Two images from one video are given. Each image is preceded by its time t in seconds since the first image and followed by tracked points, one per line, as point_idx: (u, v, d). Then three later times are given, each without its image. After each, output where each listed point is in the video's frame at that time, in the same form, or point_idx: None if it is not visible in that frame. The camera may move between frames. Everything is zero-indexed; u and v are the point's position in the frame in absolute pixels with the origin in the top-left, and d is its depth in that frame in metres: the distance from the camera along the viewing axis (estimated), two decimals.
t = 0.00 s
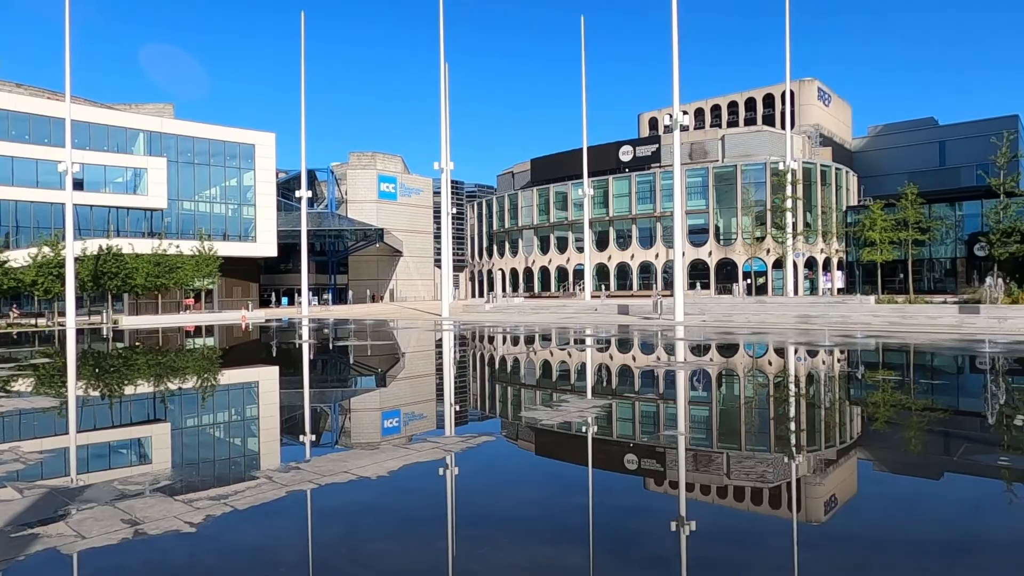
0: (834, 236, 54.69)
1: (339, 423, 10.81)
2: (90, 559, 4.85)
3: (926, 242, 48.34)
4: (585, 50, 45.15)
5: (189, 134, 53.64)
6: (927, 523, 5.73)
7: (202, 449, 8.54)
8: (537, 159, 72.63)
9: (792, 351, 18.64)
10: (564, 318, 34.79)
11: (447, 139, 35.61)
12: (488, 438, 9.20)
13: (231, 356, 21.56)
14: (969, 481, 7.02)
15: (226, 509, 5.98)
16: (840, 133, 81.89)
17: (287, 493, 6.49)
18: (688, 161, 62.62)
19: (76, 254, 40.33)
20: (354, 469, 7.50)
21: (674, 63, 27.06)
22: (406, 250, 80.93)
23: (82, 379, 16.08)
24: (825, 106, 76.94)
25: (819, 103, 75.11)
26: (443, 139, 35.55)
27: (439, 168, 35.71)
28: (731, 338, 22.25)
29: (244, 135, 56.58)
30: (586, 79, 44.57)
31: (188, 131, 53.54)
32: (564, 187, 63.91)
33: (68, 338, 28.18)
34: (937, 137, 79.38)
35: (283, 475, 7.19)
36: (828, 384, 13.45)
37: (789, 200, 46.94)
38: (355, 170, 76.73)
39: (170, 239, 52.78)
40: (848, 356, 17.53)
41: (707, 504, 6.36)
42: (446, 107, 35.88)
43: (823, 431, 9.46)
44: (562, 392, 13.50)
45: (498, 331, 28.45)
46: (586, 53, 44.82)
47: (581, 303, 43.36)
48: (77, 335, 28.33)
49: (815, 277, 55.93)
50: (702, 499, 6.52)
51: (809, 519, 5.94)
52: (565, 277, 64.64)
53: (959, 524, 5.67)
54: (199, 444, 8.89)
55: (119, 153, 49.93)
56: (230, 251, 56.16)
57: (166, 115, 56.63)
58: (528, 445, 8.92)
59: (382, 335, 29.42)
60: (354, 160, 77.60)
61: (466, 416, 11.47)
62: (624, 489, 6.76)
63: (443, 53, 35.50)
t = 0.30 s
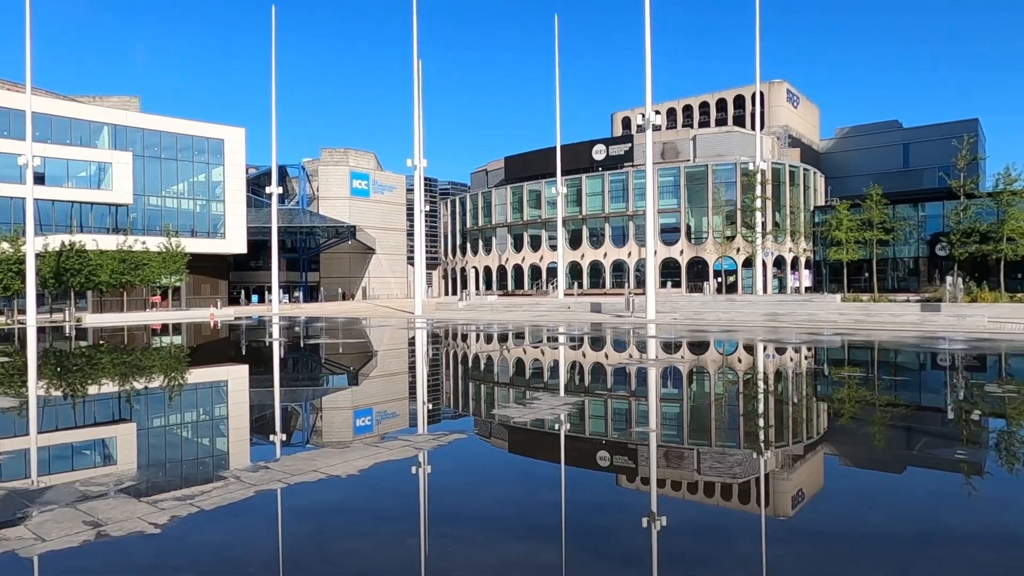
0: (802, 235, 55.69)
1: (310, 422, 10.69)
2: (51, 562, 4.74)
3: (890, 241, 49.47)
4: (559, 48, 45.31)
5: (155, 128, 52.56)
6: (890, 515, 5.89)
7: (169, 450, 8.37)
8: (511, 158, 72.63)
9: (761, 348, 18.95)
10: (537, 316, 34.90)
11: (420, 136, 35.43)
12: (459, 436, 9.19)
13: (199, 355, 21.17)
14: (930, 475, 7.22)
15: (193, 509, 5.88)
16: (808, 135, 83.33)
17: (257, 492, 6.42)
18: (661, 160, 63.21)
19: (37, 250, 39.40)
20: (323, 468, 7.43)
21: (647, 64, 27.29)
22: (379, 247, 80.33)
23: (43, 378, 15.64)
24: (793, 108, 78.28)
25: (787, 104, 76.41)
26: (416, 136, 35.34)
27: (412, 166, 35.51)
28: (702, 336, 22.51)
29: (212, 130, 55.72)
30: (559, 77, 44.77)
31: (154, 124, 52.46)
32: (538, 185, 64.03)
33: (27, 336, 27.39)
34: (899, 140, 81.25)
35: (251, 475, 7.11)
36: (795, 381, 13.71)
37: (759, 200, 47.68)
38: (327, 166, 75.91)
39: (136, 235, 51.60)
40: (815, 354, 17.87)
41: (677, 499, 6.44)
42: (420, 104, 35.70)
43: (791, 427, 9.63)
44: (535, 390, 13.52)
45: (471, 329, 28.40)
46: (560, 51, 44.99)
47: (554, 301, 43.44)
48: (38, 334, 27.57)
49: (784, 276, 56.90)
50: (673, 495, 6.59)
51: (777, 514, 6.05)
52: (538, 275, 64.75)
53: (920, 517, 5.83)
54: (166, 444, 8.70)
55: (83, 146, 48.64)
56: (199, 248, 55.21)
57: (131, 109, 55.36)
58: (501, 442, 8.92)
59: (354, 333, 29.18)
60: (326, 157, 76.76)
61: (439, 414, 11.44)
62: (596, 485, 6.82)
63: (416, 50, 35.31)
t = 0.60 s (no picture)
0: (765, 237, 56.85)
1: (275, 425, 10.53)
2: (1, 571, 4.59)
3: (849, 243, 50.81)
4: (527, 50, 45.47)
5: (115, 124, 51.20)
6: (848, 509, 6.06)
7: (129, 455, 8.16)
8: (479, 158, 72.57)
9: (726, 348, 19.27)
10: (505, 317, 34.94)
11: (388, 136, 35.20)
12: (426, 437, 9.16)
13: (160, 357, 20.72)
14: (887, 471, 7.44)
15: (150, 514, 5.76)
16: (771, 138, 85.00)
17: (219, 496, 6.30)
18: (628, 162, 63.81)
19: None
20: (287, 471, 7.33)
21: (614, 66, 27.55)
22: (346, 247, 79.50)
23: None
24: (757, 112, 79.80)
25: (751, 109, 77.87)
26: (384, 135, 35.09)
27: (379, 165, 35.25)
28: (668, 336, 22.79)
29: (174, 126, 54.53)
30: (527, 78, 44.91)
31: (114, 120, 51.09)
32: (506, 186, 64.11)
33: None
34: (857, 145, 83.33)
35: (212, 479, 6.97)
36: (759, 380, 13.98)
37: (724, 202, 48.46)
38: (293, 165, 74.85)
39: (94, 234, 50.10)
40: (778, 353, 18.24)
41: (644, 498, 6.51)
42: (388, 103, 35.47)
43: (754, 425, 9.81)
44: (503, 390, 13.53)
45: (439, 330, 28.29)
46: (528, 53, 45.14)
47: (522, 301, 43.51)
48: None
49: (747, 277, 57.97)
50: (640, 494, 6.67)
51: (740, 511, 6.15)
52: (506, 275, 64.79)
53: (876, 511, 6.00)
54: (125, 449, 8.48)
55: (38, 142, 47.04)
56: (159, 248, 53.99)
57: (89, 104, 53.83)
58: (470, 443, 8.90)
59: (321, 334, 28.86)
60: (292, 155, 75.71)
61: (408, 415, 11.36)
62: (563, 485, 6.85)
63: (384, 49, 35.07)
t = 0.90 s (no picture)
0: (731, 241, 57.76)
1: (240, 429, 10.34)
2: None
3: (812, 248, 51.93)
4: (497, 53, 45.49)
5: (74, 121, 49.80)
6: (810, 508, 6.19)
7: (87, 461, 7.92)
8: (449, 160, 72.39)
9: (693, 350, 19.52)
10: (474, 320, 34.86)
11: (357, 137, 34.88)
12: (394, 441, 9.09)
13: (120, 360, 20.20)
14: (848, 470, 7.61)
15: (108, 522, 5.60)
16: (737, 144, 86.46)
17: (182, 502, 6.17)
18: (598, 165, 64.31)
19: None
20: (250, 476, 7.20)
21: (584, 71, 27.74)
22: (315, 249, 78.57)
23: None
24: (724, 118, 81.12)
25: (717, 115, 79.16)
26: (353, 137, 34.80)
27: (348, 166, 34.91)
28: (636, 339, 22.98)
29: (136, 124, 53.38)
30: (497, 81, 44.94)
31: (73, 117, 49.68)
32: (477, 188, 64.08)
33: None
34: (820, 151, 85.16)
35: (173, 485, 6.81)
36: (725, 382, 14.19)
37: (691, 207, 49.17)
38: (260, 165, 73.74)
39: (52, 234, 48.54)
40: (743, 355, 18.55)
41: (612, 499, 6.55)
42: (357, 104, 35.17)
43: (720, 426, 9.96)
44: (472, 393, 13.48)
45: (409, 333, 28.12)
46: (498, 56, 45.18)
47: (492, 304, 43.49)
48: None
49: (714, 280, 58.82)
50: (609, 495, 6.71)
51: (707, 511, 6.23)
52: (476, 278, 64.69)
53: (838, 509, 6.13)
54: (83, 455, 8.23)
55: None
56: (119, 248, 52.72)
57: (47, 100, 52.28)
58: (439, 446, 8.86)
59: (288, 337, 28.46)
60: (259, 155, 74.58)
61: (376, 419, 11.25)
62: (532, 487, 6.85)
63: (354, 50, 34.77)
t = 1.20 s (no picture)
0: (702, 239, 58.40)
1: (210, 429, 10.17)
2: None
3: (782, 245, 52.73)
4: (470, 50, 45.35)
5: (36, 115, 48.39)
6: (779, 500, 6.30)
7: (50, 463, 7.72)
8: (423, 157, 72.01)
9: (665, 347, 19.71)
10: (448, 317, 34.72)
11: (329, 133, 34.48)
12: (366, 439, 9.03)
13: (85, 361, 19.70)
14: (817, 462, 7.77)
15: (72, 525, 5.48)
16: (708, 143, 87.40)
17: (149, 503, 6.07)
18: (571, 163, 64.52)
19: None
20: (219, 476, 7.09)
21: (557, 68, 27.79)
22: (286, 246, 77.56)
23: None
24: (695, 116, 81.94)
25: (689, 113, 79.94)
26: (325, 133, 34.39)
27: (320, 163, 34.51)
28: (610, 335, 23.13)
29: (101, 119, 52.16)
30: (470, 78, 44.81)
31: (35, 111, 48.28)
32: (451, 186, 63.85)
33: None
34: (789, 150, 86.49)
35: (139, 486, 6.68)
36: (697, 377, 14.37)
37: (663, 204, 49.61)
38: (229, 161, 72.52)
39: (12, 231, 47.17)
40: (714, 351, 18.79)
41: (585, 494, 6.60)
42: (329, 100, 34.78)
43: (692, 422, 10.07)
44: (446, 391, 13.44)
45: (382, 331, 27.93)
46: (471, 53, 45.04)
47: (467, 301, 43.38)
48: None
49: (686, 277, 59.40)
50: (582, 490, 6.76)
51: (680, 505, 6.31)
52: (451, 275, 64.44)
53: (805, 501, 6.26)
54: (46, 457, 8.03)
55: None
56: (83, 245, 51.47)
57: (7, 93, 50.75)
58: (412, 444, 8.83)
59: (259, 335, 28.05)
60: (228, 151, 73.35)
61: (349, 417, 11.15)
62: (506, 484, 6.87)
63: (325, 45, 34.35)
